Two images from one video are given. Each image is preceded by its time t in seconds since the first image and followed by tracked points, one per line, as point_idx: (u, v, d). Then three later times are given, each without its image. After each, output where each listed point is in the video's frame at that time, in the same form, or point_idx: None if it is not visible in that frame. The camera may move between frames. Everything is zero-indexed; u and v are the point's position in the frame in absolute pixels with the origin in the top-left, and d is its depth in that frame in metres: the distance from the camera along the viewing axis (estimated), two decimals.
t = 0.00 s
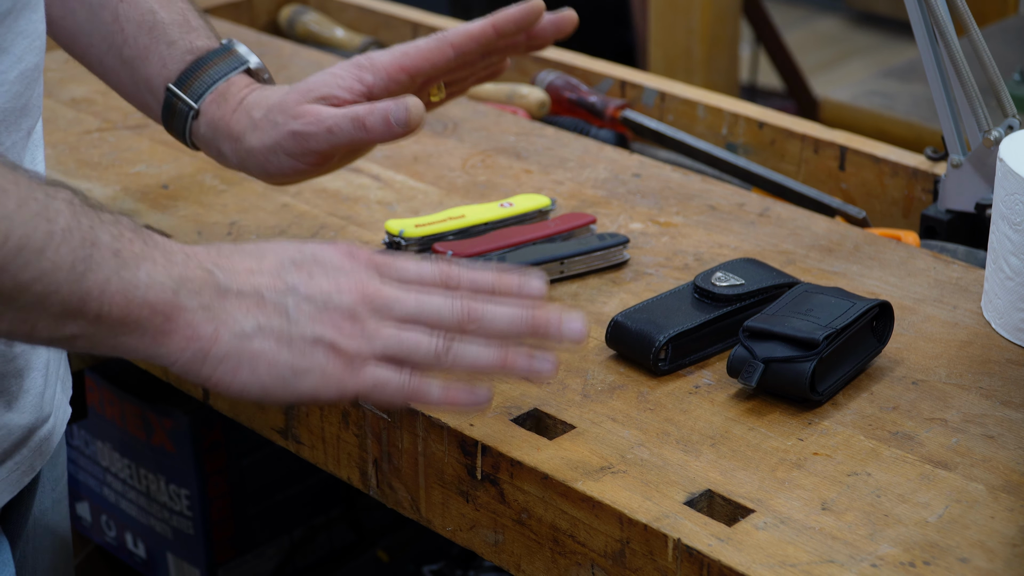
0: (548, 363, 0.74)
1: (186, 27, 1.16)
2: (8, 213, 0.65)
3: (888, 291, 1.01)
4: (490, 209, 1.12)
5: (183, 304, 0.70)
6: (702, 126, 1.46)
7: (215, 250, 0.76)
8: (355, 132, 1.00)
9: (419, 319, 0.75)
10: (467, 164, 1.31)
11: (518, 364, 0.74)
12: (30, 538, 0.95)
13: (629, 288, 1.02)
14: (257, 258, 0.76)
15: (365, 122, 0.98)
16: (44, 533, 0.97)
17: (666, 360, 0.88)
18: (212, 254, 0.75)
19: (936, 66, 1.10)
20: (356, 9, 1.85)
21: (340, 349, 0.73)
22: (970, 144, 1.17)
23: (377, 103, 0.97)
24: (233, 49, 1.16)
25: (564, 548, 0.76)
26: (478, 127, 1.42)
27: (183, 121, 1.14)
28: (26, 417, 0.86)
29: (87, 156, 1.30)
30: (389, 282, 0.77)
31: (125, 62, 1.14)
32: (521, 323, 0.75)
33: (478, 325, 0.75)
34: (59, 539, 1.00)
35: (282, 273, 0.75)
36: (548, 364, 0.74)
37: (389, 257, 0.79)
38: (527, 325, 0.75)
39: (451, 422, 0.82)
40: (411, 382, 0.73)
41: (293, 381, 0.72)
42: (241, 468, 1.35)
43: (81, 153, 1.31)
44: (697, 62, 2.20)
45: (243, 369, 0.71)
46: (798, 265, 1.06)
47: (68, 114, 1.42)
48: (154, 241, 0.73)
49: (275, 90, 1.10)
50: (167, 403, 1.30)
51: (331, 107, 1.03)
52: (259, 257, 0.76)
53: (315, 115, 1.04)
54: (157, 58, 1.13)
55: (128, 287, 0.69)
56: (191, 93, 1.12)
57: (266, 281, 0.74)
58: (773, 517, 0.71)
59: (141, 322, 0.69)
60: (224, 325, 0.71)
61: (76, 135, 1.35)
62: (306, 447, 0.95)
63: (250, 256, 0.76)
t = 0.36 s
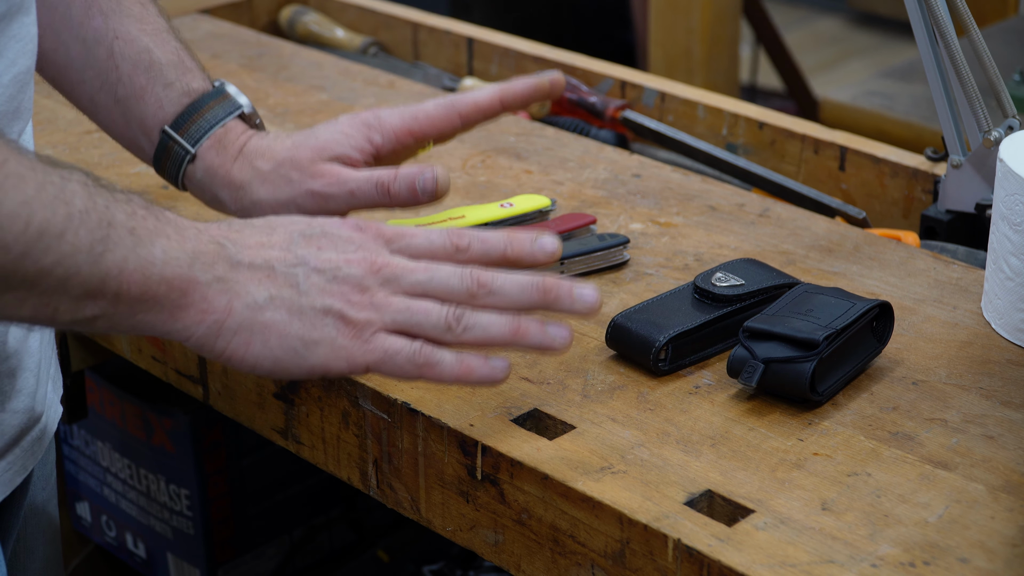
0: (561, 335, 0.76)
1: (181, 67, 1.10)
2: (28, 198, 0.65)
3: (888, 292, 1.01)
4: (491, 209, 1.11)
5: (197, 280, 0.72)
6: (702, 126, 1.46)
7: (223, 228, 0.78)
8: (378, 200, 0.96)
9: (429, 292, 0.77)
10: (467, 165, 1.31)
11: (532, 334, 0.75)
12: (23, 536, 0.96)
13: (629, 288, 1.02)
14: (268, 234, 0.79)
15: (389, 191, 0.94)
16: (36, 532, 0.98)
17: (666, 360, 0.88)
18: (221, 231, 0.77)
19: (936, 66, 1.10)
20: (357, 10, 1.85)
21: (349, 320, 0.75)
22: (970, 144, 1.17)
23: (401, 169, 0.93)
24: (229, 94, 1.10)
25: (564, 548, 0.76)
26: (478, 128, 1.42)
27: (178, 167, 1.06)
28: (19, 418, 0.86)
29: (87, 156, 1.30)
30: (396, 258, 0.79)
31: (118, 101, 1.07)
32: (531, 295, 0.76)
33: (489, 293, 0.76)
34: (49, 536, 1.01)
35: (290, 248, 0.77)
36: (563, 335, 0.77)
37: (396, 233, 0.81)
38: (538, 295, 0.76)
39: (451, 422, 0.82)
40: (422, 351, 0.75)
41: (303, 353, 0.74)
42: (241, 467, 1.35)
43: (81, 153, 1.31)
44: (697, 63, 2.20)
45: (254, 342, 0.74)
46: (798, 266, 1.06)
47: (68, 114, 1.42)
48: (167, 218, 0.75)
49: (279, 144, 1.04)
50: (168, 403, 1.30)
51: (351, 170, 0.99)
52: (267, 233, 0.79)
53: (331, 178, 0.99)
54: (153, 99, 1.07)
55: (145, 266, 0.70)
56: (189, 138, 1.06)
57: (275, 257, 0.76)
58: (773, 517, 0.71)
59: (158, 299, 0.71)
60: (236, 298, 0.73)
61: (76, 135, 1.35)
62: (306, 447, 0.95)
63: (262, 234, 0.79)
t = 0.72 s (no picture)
0: (508, 432, 0.78)
1: (233, 79, 1.10)
2: (11, 220, 0.64)
3: (888, 292, 1.01)
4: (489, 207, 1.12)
5: (175, 309, 0.73)
6: (702, 126, 1.46)
7: (206, 265, 0.79)
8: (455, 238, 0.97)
9: (395, 363, 0.78)
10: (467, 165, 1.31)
11: (483, 423, 0.77)
12: (25, 539, 0.96)
13: (629, 288, 1.02)
14: (248, 277, 0.80)
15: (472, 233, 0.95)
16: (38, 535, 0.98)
17: (666, 360, 0.88)
18: (203, 267, 0.78)
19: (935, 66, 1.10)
20: (357, 10, 1.85)
21: (317, 374, 0.76)
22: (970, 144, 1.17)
23: (484, 212, 0.95)
24: (283, 105, 1.10)
25: (564, 548, 0.76)
26: (479, 128, 1.42)
27: (233, 178, 1.06)
28: (21, 418, 0.86)
29: (87, 156, 1.30)
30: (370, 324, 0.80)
31: (171, 112, 1.07)
32: (487, 387, 0.78)
33: (449, 376, 0.78)
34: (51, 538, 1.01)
35: (269, 295, 0.79)
36: (509, 431, 0.78)
37: (372, 300, 0.83)
38: (494, 388, 0.78)
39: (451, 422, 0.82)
40: (381, 418, 0.76)
41: (267, 398, 0.75)
42: (241, 468, 1.35)
43: (81, 153, 1.31)
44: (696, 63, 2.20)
45: (223, 379, 0.74)
46: (799, 266, 1.06)
47: (69, 114, 1.42)
48: (150, 246, 0.75)
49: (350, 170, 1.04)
50: (168, 403, 1.30)
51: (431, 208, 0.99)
52: (248, 275, 0.80)
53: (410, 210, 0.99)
54: (206, 111, 1.07)
55: (125, 291, 0.70)
56: (244, 150, 1.05)
57: (254, 299, 0.78)
58: (773, 517, 0.71)
59: (136, 325, 0.71)
60: (213, 334, 0.74)
61: (76, 136, 1.35)
62: (306, 447, 0.95)
63: (242, 275, 0.80)
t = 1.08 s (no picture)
0: (497, 441, 0.79)
1: (249, 92, 1.10)
2: (12, 219, 0.64)
3: (888, 292, 1.01)
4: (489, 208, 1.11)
5: (181, 315, 0.73)
6: (702, 126, 1.46)
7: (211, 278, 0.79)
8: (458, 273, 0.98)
9: (384, 393, 0.79)
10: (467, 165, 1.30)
11: (469, 440, 0.78)
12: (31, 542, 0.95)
13: (629, 288, 1.02)
14: (252, 297, 0.80)
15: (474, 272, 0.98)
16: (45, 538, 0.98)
17: (666, 360, 0.88)
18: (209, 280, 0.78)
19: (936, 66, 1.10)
20: (356, 10, 1.85)
21: (312, 401, 0.76)
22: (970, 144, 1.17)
23: (489, 246, 0.97)
24: (298, 119, 1.10)
25: (564, 548, 0.76)
26: (479, 128, 1.42)
27: (247, 192, 1.07)
28: (26, 420, 0.86)
29: (87, 156, 1.29)
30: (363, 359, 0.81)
31: (186, 125, 1.08)
32: (471, 410, 0.80)
33: (435, 406, 0.80)
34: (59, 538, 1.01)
35: (272, 316, 0.79)
36: (498, 439, 0.79)
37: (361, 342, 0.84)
38: (479, 411, 0.80)
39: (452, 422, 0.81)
40: (367, 453, 0.77)
41: (263, 417, 0.74)
42: (241, 468, 1.34)
43: (80, 153, 1.31)
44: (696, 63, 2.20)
45: (220, 391, 0.74)
46: (799, 266, 1.06)
47: (68, 114, 1.42)
48: (156, 252, 0.75)
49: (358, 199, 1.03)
50: (168, 403, 1.30)
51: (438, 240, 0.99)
52: (251, 296, 0.80)
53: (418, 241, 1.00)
54: (222, 126, 1.07)
55: (128, 294, 0.69)
56: (258, 167, 1.06)
57: (257, 317, 0.78)
58: (773, 518, 0.71)
59: (139, 329, 0.70)
60: (218, 344, 0.74)
61: (76, 136, 1.35)
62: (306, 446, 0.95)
63: (246, 295, 0.80)
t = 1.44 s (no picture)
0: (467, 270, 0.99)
1: (236, 69, 1.14)
2: (96, 155, 0.69)
3: (888, 292, 1.01)
4: (489, 209, 1.12)
5: (227, 231, 0.81)
6: (702, 126, 1.46)
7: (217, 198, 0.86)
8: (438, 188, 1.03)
9: (372, 249, 0.96)
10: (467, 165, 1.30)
11: (451, 274, 0.97)
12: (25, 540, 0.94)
13: (629, 288, 1.02)
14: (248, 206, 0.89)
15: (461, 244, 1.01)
16: (45, 520, 0.99)
17: (666, 360, 0.88)
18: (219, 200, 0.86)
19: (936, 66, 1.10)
20: (357, 9, 1.85)
21: (340, 269, 0.90)
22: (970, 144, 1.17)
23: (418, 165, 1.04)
24: (282, 91, 1.16)
25: (564, 548, 0.76)
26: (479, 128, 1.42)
27: (236, 165, 1.14)
28: (20, 415, 0.86)
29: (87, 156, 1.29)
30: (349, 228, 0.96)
31: (177, 102, 1.13)
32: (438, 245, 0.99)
33: (412, 247, 0.98)
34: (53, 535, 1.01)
35: (271, 215, 0.90)
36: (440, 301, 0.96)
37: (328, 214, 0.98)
38: (443, 244, 0.99)
39: (451, 422, 0.82)
40: (392, 293, 0.92)
41: (316, 296, 0.87)
42: (241, 468, 1.35)
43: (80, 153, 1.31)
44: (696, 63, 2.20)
45: (278, 287, 0.85)
46: (799, 266, 1.06)
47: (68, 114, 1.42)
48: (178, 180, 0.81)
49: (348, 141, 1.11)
50: (168, 403, 1.30)
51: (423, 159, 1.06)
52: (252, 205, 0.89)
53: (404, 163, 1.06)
54: (211, 104, 1.13)
55: (188, 216, 0.76)
56: (245, 141, 1.13)
57: (266, 219, 0.88)
58: (773, 518, 0.71)
59: (202, 248, 0.78)
60: (259, 249, 0.84)
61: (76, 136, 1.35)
62: (306, 447, 0.95)
63: (243, 205, 0.89)
